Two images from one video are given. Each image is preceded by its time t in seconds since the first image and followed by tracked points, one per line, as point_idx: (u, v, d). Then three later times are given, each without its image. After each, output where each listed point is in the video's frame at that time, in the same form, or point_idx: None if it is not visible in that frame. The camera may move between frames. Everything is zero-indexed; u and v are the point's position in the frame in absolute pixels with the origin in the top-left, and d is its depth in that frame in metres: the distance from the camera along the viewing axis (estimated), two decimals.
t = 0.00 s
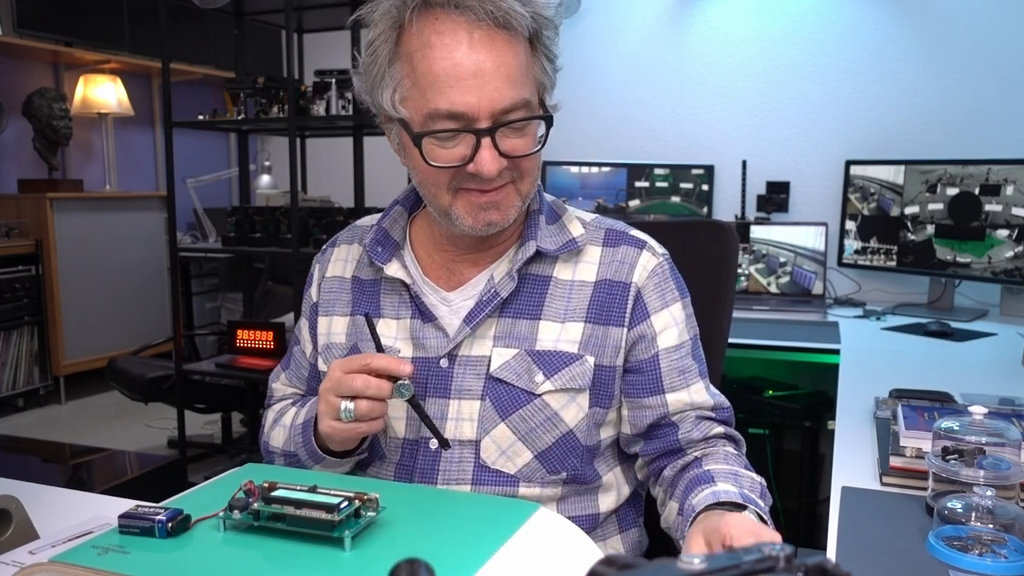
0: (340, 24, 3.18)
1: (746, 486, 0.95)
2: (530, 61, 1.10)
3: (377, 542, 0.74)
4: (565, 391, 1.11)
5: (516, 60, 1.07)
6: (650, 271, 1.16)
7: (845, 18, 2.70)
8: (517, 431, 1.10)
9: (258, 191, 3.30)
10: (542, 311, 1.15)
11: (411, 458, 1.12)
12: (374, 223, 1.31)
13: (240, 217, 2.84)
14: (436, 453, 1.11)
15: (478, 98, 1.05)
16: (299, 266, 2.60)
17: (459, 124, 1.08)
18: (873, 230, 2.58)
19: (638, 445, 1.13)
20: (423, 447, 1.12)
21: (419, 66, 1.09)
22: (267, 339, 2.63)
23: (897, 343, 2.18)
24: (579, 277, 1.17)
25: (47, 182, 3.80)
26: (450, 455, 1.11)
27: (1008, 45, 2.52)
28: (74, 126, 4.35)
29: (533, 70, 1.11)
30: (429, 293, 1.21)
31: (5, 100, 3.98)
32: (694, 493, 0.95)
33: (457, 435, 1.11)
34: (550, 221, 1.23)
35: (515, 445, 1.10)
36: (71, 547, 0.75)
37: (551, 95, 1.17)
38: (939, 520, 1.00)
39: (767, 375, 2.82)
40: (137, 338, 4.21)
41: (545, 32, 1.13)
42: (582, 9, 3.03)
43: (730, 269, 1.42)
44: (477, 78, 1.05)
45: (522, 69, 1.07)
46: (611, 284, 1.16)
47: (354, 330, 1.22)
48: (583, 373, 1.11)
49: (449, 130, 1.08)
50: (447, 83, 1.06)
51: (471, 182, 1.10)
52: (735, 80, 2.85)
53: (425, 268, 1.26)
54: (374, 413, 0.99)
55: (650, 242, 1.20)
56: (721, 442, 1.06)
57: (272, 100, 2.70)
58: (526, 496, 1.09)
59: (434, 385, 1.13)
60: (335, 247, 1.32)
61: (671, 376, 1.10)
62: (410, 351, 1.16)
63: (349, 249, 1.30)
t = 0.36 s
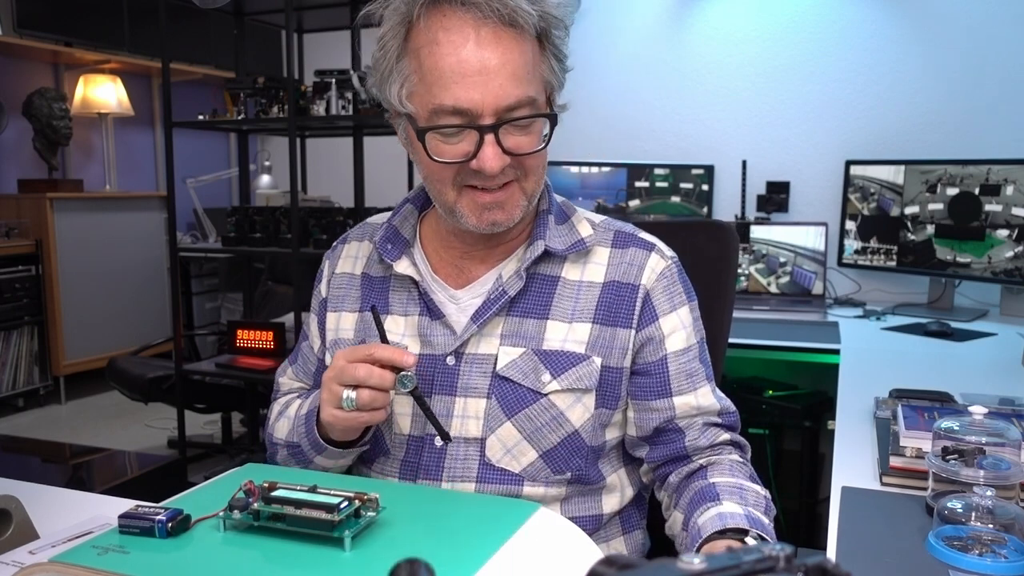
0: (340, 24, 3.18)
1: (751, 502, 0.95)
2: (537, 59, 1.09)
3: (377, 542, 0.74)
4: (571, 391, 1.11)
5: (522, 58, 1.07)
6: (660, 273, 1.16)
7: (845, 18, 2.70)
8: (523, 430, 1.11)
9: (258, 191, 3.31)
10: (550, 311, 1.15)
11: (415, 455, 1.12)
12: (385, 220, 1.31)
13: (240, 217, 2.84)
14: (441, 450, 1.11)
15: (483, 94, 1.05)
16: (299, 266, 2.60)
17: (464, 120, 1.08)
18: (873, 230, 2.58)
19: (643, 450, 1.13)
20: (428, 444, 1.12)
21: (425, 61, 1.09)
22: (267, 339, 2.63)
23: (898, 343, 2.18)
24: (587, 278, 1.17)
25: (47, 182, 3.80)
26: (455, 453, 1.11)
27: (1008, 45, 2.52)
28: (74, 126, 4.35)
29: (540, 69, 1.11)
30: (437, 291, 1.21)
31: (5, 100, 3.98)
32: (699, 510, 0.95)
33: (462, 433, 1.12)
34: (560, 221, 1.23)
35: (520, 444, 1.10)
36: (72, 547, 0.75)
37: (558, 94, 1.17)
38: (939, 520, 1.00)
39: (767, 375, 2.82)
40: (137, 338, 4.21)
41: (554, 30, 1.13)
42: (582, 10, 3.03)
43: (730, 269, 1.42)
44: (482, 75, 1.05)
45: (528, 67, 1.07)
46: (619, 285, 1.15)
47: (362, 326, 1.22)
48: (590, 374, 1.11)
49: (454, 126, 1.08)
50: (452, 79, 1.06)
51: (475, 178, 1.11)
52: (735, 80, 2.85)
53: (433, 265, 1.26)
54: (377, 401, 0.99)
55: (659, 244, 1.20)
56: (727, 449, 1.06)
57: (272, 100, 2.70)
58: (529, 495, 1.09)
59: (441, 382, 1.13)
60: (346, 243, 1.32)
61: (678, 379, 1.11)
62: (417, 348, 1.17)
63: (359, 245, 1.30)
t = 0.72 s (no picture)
0: (340, 24, 3.18)
1: (748, 508, 0.95)
2: (541, 59, 1.09)
3: (377, 542, 0.74)
4: (577, 388, 1.11)
5: (524, 56, 1.07)
6: (666, 275, 1.16)
7: (845, 18, 2.70)
8: (528, 426, 1.11)
9: (258, 191, 3.31)
10: (558, 309, 1.15)
11: (421, 451, 1.12)
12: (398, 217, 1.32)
13: (240, 217, 2.84)
14: (446, 445, 1.11)
15: (481, 90, 1.06)
16: (299, 266, 2.60)
17: (463, 114, 1.08)
18: (873, 230, 2.58)
19: (644, 451, 1.13)
20: (435, 438, 1.12)
21: (430, 55, 1.10)
22: (267, 339, 2.62)
23: (897, 343, 2.18)
24: (595, 277, 1.17)
25: (47, 182, 3.80)
26: (460, 448, 1.11)
27: (1008, 45, 2.52)
28: (74, 126, 4.35)
29: (545, 67, 1.10)
30: (447, 286, 1.22)
31: (5, 100, 3.98)
32: (697, 518, 0.95)
33: (468, 428, 1.12)
34: (569, 220, 1.23)
35: (525, 440, 1.10)
36: (71, 547, 0.75)
37: (566, 96, 1.17)
38: (939, 520, 1.00)
39: (767, 375, 2.82)
40: (137, 338, 4.21)
41: (562, 30, 1.13)
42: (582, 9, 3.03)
43: (730, 269, 1.42)
44: (481, 71, 1.06)
45: (530, 65, 1.08)
46: (626, 285, 1.16)
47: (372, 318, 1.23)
48: (596, 372, 1.11)
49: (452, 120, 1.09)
50: (452, 73, 1.07)
51: (472, 173, 1.11)
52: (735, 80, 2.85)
53: (445, 261, 1.27)
54: (355, 372, 0.97)
55: (667, 247, 1.20)
56: (727, 455, 1.05)
57: (272, 100, 2.70)
58: (533, 492, 1.10)
59: (448, 376, 1.14)
60: (358, 238, 1.32)
61: (681, 379, 1.11)
62: (425, 343, 1.17)
63: (370, 240, 1.30)
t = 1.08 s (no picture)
0: (340, 24, 3.18)
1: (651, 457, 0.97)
2: (521, 68, 1.08)
3: (377, 542, 0.74)
4: (587, 385, 1.11)
5: (501, 65, 1.06)
6: (674, 275, 1.16)
7: (845, 18, 2.70)
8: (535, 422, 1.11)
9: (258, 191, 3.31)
10: (568, 306, 1.16)
11: (429, 446, 1.12)
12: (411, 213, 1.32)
13: (239, 217, 2.84)
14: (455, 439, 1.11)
15: (451, 97, 1.06)
16: (299, 265, 2.60)
17: (438, 118, 1.09)
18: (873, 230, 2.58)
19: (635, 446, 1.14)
20: (443, 433, 1.12)
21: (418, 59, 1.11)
22: (267, 339, 2.62)
23: (897, 343, 2.18)
24: (606, 276, 1.18)
25: (47, 182, 3.80)
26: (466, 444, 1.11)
27: (1008, 45, 2.52)
28: (74, 126, 4.35)
29: (526, 76, 1.09)
30: (459, 282, 1.22)
31: (5, 100, 3.98)
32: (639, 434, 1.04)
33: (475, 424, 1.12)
34: (581, 220, 1.24)
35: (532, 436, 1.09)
36: (71, 547, 0.75)
37: (555, 105, 1.15)
38: (939, 520, 1.00)
39: (766, 375, 2.82)
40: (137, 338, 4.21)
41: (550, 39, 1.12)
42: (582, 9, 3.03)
43: (730, 270, 1.41)
44: (453, 78, 1.05)
45: (506, 74, 1.07)
46: (635, 284, 1.16)
47: (383, 313, 1.23)
48: (606, 368, 1.11)
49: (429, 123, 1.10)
50: (430, 79, 1.07)
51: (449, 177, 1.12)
52: (736, 80, 2.85)
53: (456, 257, 1.26)
54: (353, 396, 0.98)
55: (676, 248, 1.21)
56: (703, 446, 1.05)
57: (272, 100, 2.70)
58: (541, 488, 1.08)
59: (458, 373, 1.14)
60: (369, 233, 1.33)
61: (672, 377, 1.09)
62: (436, 338, 1.18)
63: (382, 236, 1.31)
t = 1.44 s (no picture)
0: (340, 24, 3.18)
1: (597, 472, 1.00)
2: (532, 53, 1.10)
3: (377, 542, 0.74)
4: (585, 386, 1.11)
5: (512, 49, 1.08)
6: (671, 276, 1.16)
7: (845, 18, 2.70)
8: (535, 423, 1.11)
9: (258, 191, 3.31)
10: (567, 307, 1.16)
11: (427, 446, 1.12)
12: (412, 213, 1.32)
13: (240, 217, 2.84)
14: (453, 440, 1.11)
15: (462, 78, 1.07)
16: (299, 265, 2.60)
17: (448, 101, 1.10)
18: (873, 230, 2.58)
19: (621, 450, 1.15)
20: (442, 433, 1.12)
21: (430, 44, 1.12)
22: (267, 339, 2.62)
23: (897, 343, 2.18)
24: (605, 276, 1.17)
25: (47, 182, 3.80)
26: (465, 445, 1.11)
27: (1008, 45, 2.52)
28: (74, 126, 4.35)
29: (537, 63, 1.11)
30: (460, 283, 1.22)
31: (5, 100, 3.98)
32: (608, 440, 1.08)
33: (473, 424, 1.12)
34: (581, 219, 1.24)
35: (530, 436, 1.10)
36: (71, 547, 0.75)
37: (563, 96, 1.16)
38: (939, 520, 1.00)
39: (767, 375, 2.82)
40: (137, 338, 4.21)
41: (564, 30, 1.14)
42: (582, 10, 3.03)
43: (731, 269, 1.41)
44: (465, 59, 1.07)
45: (517, 58, 1.08)
46: (633, 284, 1.16)
47: (384, 313, 1.23)
48: (604, 370, 1.12)
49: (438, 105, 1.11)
50: (441, 61, 1.09)
51: (456, 161, 1.12)
52: (735, 80, 2.85)
53: (457, 256, 1.27)
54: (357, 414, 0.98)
55: (676, 249, 1.21)
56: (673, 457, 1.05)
57: (272, 100, 2.70)
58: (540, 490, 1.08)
59: (457, 373, 1.14)
60: (371, 232, 1.33)
61: (654, 377, 1.09)
62: (437, 337, 1.18)
63: (385, 235, 1.31)
